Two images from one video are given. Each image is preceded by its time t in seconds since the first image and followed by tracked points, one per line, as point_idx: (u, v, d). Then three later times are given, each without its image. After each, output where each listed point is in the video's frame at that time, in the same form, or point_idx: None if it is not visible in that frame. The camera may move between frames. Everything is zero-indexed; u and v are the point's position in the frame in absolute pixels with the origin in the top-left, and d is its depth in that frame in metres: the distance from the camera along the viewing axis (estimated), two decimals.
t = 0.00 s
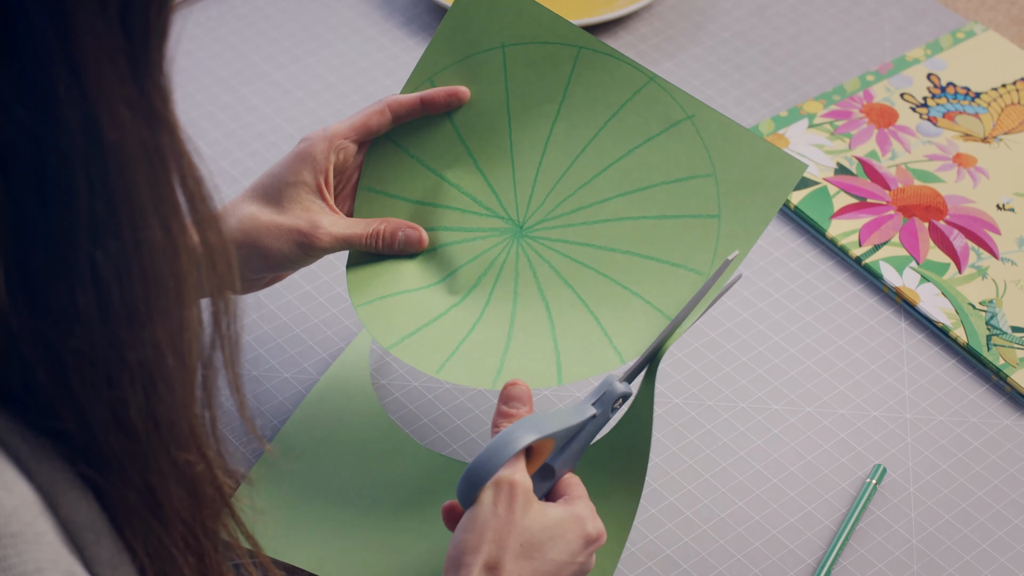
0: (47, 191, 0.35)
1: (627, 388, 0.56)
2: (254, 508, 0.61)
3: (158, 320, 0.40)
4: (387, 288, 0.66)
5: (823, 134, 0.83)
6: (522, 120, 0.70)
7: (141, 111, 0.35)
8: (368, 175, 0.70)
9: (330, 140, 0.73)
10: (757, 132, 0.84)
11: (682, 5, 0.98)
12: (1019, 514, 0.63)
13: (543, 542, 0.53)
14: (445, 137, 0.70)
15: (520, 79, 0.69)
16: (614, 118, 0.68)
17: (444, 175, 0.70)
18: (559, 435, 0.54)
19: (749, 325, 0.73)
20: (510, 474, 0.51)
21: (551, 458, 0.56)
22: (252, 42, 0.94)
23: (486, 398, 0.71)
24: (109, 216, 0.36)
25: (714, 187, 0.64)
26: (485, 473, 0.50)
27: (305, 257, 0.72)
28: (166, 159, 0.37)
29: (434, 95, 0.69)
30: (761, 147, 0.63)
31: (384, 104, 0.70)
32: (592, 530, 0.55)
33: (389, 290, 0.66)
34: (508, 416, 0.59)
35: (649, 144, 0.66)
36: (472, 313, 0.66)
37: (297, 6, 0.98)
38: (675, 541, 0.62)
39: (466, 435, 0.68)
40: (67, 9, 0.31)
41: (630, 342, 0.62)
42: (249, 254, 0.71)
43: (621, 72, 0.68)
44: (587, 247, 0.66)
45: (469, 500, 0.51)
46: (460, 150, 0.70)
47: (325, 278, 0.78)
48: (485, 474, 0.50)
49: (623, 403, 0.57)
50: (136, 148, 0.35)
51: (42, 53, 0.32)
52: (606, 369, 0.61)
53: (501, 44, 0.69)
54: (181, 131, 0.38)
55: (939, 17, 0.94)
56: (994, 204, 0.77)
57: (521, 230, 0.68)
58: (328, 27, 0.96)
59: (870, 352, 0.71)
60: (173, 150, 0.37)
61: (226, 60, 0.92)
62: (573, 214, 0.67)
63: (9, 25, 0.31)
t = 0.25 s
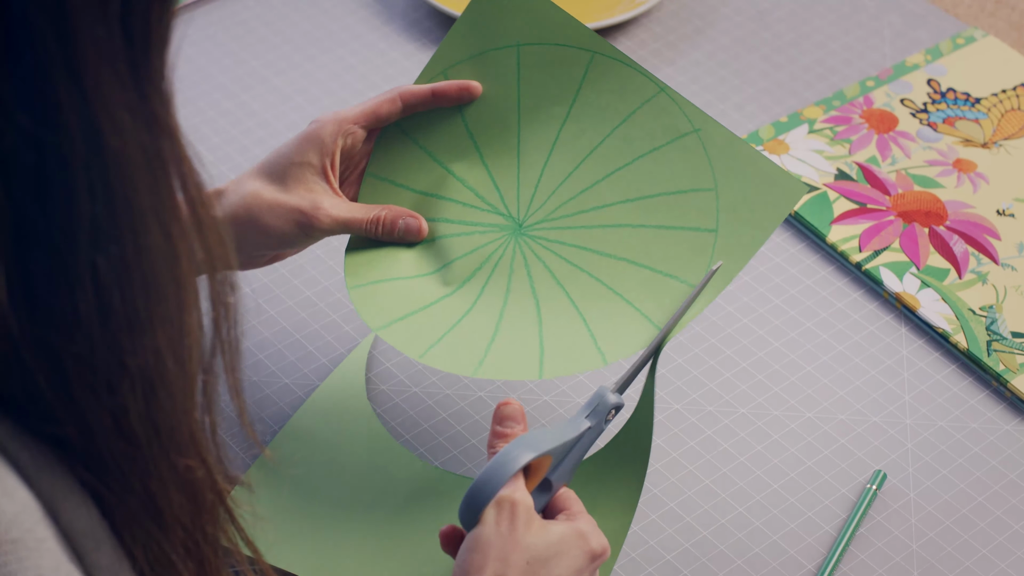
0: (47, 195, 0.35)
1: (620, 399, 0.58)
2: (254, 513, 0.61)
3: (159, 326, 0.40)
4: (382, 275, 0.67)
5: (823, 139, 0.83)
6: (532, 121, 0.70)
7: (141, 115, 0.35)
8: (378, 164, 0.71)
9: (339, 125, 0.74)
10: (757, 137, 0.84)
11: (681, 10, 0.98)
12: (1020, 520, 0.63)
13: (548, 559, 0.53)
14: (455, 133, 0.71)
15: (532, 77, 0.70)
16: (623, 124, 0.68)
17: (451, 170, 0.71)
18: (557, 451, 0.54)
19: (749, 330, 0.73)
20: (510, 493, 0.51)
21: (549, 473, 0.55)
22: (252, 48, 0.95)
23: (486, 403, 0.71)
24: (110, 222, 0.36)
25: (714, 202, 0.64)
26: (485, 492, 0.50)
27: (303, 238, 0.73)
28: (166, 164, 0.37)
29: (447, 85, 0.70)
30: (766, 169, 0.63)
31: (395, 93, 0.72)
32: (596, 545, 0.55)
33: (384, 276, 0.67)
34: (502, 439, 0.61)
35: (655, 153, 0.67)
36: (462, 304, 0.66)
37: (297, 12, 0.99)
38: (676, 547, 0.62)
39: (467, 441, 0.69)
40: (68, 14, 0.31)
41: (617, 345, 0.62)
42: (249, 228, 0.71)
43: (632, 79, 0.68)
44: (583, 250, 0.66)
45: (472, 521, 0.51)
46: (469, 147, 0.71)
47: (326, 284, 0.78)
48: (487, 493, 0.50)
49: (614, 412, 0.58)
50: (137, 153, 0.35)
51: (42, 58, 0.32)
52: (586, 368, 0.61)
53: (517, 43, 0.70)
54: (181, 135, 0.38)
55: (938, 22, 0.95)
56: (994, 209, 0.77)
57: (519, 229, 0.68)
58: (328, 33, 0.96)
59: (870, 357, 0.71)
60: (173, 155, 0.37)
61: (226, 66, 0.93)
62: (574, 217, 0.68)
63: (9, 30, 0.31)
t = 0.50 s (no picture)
0: (46, 204, 0.35)
1: (615, 412, 0.58)
2: (253, 522, 0.61)
3: (158, 334, 0.40)
4: (382, 261, 0.66)
5: (823, 145, 0.83)
6: (549, 129, 0.72)
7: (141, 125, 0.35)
8: (395, 156, 0.72)
9: (359, 114, 0.76)
10: (756, 144, 0.84)
11: (680, 17, 0.98)
12: (1019, 526, 0.63)
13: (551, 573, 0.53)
14: (473, 134, 0.72)
15: (554, 82, 0.71)
16: (638, 137, 0.70)
17: (464, 167, 0.72)
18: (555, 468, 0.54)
19: (749, 337, 0.73)
20: (511, 508, 0.52)
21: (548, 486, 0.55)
22: (252, 54, 0.95)
23: (485, 410, 0.71)
24: (110, 231, 0.36)
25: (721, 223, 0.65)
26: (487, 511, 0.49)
27: (312, 223, 0.75)
28: (165, 171, 0.36)
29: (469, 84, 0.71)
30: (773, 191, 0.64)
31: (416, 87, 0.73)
32: (598, 558, 0.55)
33: (384, 263, 0.66)
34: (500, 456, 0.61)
35: (667, 169, 0.68)
36: (460, 298, 0.65)
37: (297, 18, 0.99)
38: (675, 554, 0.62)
39: (466, 447, 0.69)
40: (69, 22, 0.31)
41: (610, 344, 0.62)
42: (261, 206, 0.74)
43: (651, 94, 0.69)
44: (585, 256, 0.67)
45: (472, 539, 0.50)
46: (485, 148, 0.72)
47: (325, 291, 0.79)
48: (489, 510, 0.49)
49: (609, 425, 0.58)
50: (138, 162, 0.35)
51: (42, 66, 0.32)
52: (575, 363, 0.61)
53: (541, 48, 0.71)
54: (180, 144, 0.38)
55: (938, 29, 0.95)
56: (994, 216, 0.77)
57: (524, 231, 0.69)
58: (328, 39, 0.96)
59: (869, 364, 0.71)
60: (173, 164, 0.37)
61: (225, 72, 0.93)
62: (579, 224, 0.68)
63: (8, 35, 0.31)
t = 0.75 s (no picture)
0: (43, 215, 0.35)
1: (614, 420, 0.58)
2: (252, 530, 0.61)
3: (156, 343, 0.40)
4: (372, 264, 0.67)
5: (821, 153, 0.83)
6: (549, 145, 0.72)
7: (139, 134, 0.35)
8: (398, 162, 0.73)
9: (365, 115, 0.77)
10: (755, 152, 0.84)
11: (679, 25, 0.98)
12: (1017, 534, 0.63)
13: None
14: (475, 146, 0.72)
15: (559, 99, 0.72)
16: (637, 158, 0.69)
17: (463, 176, 0.72)
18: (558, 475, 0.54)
19: (748, 344, 0.74)
20: (517, 512, 0.51)
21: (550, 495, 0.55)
22: (251, 63, 0.95)
23: (484, 418, 0.71)
24: (109, 240, 0.36)
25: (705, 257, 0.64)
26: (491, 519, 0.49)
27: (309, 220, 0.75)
28: (165, 184, 0.37)
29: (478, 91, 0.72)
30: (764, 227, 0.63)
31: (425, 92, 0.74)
32: (600, 565, 0.56)
33: (374, 266, 0.67)
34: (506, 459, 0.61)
35: (660, 192, 0.68)
36: (443, 306, 0.66)
37: (295, 27, 0.99)
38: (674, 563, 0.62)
39: (465, 456, 0.69)
40: (68, 33, 0.31)
41: (577, 369, 0.62)
42: (260, 198, 0.74)
43: (652, 116, 0.69)
44: (567, 277, 0.67)
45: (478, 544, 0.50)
46: (487, 159, 0.72)
47: (324, 299, 0.78)
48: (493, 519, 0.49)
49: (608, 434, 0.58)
50: (137, 173, 0.35)
51: (40, 76, 0.32)
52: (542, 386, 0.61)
53: (550, 64, 0.71)
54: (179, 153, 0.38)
55: (936, 37, 0.95)
56: (993, 224, 0.77)
57: (512, 246, 0.69)
58: (327, 48, 0.96)
59: (869, 372, 0.71)
60: (173, 173, 0.37)
61: (224, 81, 0.93)
62: (568, 244, 0.68)
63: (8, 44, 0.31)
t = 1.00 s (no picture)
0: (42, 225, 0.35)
1: (630, 411, 0.57)
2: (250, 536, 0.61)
3: (153, 350, 0.40)
4: (366, 278, 0.68)
5: (821, 162, 0.83)
6: (550, 180, 0.74)
7: (135, 140, 0.35)
8: (402, 180, 0.74)
9: (368, 129, 0.77)
10: (755, 161, 0.84)
11: (679, 34, 0.99)
12: (1017, 543, 0.63)
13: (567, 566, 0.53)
14: (478, 170, 0.74)
15: (563, 130, 0.73)
16: (636, 200, 0.71)
17: (464, 199, 0.74)
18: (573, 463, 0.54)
19: (748, 353, 0.74)
20: (534, 501, 0.51)
21: (562, 488, 0.56)
22: (250, 71, 0.95)
23: (484, 426, 0.71)
24: (105, 247, 0.36)
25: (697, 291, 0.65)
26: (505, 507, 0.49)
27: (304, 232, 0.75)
28: (162, 192, 0.37)
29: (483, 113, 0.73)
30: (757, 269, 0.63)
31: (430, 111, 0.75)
32: (610, 551, 0.55)
33: (368, 279, 0.67)
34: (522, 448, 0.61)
35: (658, 236, 0.69)
36: (433, 321, 0.66)
37: (295, 35, 0.99)
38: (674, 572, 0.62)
39: (465, 464, 0.68)
40: (63, 40, 0.31)
41: (559, 385, 0.61)
42: (258, 206, 0.74)
43: (657, 156, 0.70)
44: (558, 301, 0.67)
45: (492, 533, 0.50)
46: (489, 186, 0.74)
47: (324, 308, 0.78)
48: (506, 511, 0.49)
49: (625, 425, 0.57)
50: (133, 179, 0.35)
51: (36, 85, 0.32)
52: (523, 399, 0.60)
53: (556, 94, 0.72)
54: (176, 159, 0.38)
55: (935, 46, 0.96)
56: (992, 232, 0.77)
57: (508, 270, 0.70)
58: (327, 56, 0.96)
59: (868, 381, 0.71)
60: (170, 179, 0.37)
61: (224, 89, 0.93)
62: (561, 272, 0.69)
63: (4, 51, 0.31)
